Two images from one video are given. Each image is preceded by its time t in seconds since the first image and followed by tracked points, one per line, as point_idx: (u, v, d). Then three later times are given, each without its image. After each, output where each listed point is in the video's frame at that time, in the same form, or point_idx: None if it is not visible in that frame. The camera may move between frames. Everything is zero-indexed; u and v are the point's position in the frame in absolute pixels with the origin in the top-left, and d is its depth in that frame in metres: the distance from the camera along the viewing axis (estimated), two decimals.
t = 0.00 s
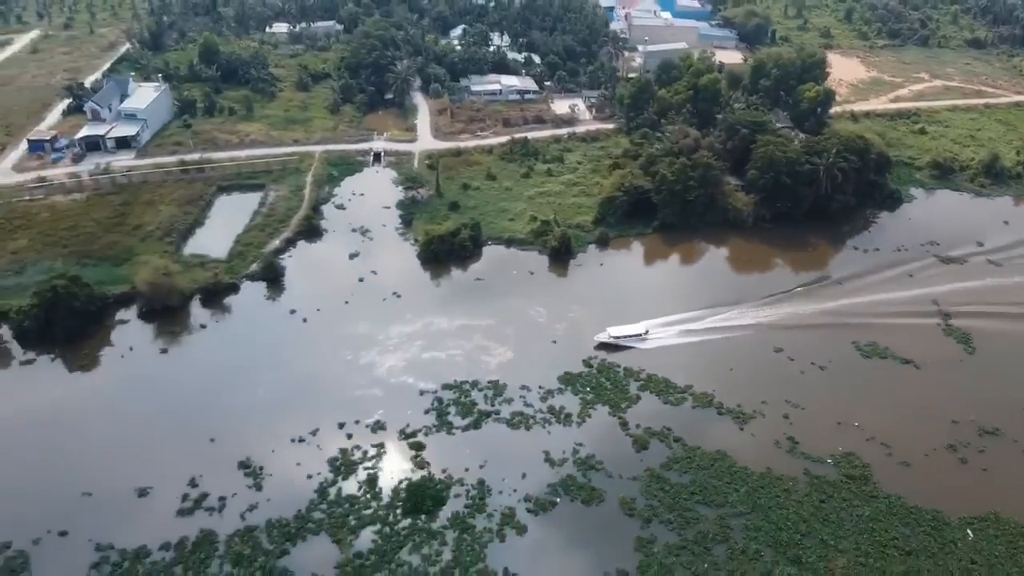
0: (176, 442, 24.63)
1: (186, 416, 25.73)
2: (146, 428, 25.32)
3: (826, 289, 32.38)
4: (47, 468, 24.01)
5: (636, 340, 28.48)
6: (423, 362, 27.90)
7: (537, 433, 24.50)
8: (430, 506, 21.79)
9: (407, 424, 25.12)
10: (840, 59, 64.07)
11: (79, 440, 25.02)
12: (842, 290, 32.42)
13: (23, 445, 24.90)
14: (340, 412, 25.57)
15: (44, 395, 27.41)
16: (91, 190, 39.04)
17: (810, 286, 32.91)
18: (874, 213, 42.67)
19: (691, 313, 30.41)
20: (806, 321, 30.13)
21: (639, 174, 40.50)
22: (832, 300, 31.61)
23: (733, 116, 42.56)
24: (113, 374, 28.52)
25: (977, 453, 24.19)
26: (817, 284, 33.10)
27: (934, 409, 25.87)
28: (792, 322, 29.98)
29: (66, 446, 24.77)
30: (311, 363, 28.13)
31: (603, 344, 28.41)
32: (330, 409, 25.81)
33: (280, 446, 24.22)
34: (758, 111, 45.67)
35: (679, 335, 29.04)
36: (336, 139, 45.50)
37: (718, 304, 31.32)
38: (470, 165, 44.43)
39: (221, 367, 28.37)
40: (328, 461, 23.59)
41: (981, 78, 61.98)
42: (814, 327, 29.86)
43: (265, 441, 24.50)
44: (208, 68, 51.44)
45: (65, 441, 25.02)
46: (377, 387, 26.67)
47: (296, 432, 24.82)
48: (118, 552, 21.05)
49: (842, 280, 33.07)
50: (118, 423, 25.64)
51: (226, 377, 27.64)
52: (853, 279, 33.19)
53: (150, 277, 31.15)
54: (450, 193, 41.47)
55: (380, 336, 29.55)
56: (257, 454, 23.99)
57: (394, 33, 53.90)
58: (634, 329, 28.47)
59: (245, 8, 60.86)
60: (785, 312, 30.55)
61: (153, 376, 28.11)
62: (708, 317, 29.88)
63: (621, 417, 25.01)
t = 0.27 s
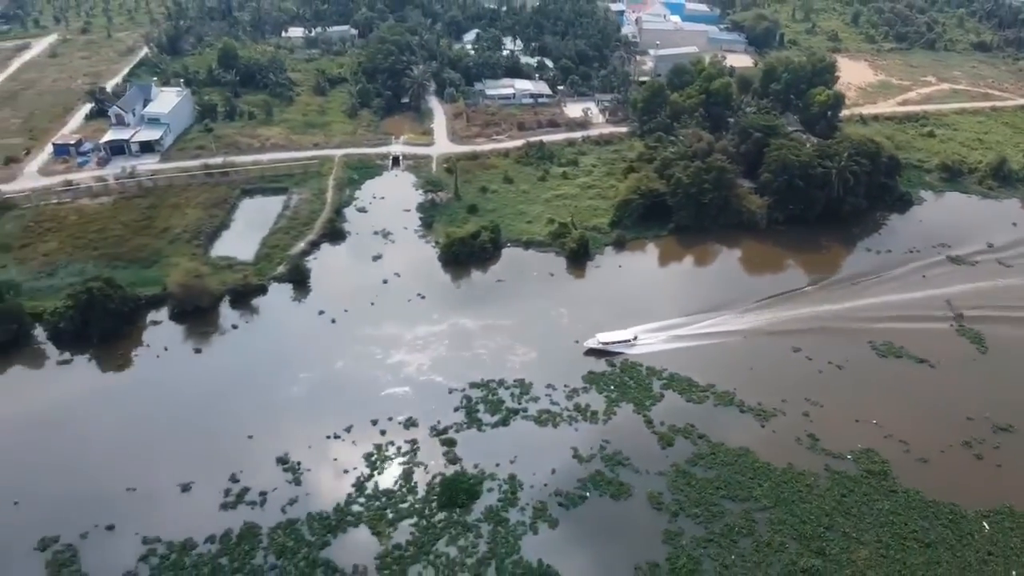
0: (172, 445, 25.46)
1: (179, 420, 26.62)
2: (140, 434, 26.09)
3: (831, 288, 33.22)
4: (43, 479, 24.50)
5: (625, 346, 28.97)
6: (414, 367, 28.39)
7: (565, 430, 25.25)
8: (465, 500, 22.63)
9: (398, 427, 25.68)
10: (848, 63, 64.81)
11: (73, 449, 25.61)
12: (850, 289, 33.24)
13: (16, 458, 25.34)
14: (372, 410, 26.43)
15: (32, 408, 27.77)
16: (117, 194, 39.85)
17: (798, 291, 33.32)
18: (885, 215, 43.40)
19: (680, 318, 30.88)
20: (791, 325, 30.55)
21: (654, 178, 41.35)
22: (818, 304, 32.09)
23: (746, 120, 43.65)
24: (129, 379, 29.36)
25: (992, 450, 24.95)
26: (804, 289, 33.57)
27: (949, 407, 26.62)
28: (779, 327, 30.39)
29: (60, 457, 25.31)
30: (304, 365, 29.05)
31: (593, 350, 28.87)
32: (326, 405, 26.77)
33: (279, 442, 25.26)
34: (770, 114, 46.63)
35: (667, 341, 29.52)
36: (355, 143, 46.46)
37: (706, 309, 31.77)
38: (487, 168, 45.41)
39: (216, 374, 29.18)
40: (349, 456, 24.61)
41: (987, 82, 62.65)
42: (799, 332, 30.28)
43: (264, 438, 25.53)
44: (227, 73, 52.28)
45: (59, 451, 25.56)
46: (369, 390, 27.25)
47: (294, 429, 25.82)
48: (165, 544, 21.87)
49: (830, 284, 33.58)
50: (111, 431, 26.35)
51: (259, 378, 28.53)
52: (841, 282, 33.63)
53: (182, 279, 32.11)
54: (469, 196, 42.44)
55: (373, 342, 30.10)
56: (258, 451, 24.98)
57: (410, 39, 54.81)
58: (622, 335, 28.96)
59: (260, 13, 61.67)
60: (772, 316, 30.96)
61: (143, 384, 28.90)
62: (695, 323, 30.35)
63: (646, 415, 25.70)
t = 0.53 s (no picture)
0: (166, 447, 26.14)
1: (180, 422, 27.33)
2: (132, 437, 26.69)
3: (831, 292, 34.14)
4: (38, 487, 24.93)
5: (613, 350, 29.49)
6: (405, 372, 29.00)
7: (592, 427, 26.05)
8: (497, 493, 23.44)
9: (388, 429, 26.34)
10: (856, 65, 65.64)
11: (65, 455, 26.07)
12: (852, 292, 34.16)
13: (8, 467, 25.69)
14: (404, 408, 27.28)
15: (20, 419, 28.09)
16: (144, 197, 40.80)
17: (783, 294, 33.83)
18: (896, 217, 44.26)
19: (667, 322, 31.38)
20: (775, 330, 31.05)
21: (669, 180, 42.38)
22: (802, 308, 32.64)
23: (760, 123, 44.64)
24: (136, 381, 30.12)
25: (1007, 445, 25.72)
26: (789, 294, 34.14)
27: (964, 404, 27.42)
28: (764, 332, 30.91)
29: (53, 464, 25.75)
30: (297, 367, 29.89)
31: (581, 356, 29.39)
32: (321, 404, 27.65)
33: (275, 439, 26.12)
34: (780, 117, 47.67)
35: (654, 345, 30.03)
36: (374, 147, 47.56)
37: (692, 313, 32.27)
38: (503, 171, 46.47)
39: (210, 378, 29.84)
40: (357, 451, 25.50)
41: (994, 84, 63.36)
42: (783, 338, 30.80)
43: (259, 436, 26.39)
44: (246, 77, 53.25)
45: (51, 458, 26.00)
46: (359, 395, 27.93)
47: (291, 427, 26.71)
48: (211, 536, 22.67)
49: (816, 291, 34.20)
50: (103, 435, 26.89)
51: (290, 377, 29.37)
52: (825, 289, 34.24)
53: (214, 281, 33.14)
54: (487, 199, 43.55)
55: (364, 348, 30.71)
56: (255, 448, 25.83)
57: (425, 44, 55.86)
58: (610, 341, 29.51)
59: (277, 17, 62.62)
60: (757, 321, 31.49)
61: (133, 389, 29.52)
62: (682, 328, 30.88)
63: (671, 412, 26.47)
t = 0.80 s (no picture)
0: (162, 449, 26.96)
1: (192, 425, 28.12)
2: (125, 441, 27.41)
3: (826, 297, 34.86)
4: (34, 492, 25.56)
5: (600, 356, 30.09)
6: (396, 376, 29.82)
7: (615, 424, 26.80)
8: (526, 488, 24.29)
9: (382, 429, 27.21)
10: (863, 68, 66.46)
11: (59, 461, 26.74)
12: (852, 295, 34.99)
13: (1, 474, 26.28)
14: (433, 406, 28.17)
15: (29, 427, 28.62)
16: (168, 201, 41.65)
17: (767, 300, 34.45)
18: (905, 219, 45.07)
19: (653, 330, 32.07)
20: (758, 335, 31.63)
21: (682, 184, 43.35)
22: (785, 315, 33.22)
23: (772, 127, 45.55)
24: (145, 384, 30.89)
25: (1020, 441, 26.49)
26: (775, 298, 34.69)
27: (977, 402, 28.21)
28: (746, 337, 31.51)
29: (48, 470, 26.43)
30: (289, 373, 30.85)
31: (569, 362, 30.01)
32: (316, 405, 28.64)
33: (270, 438, 27.11)
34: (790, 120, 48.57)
35: (641, 352, 30.64)
36: (391, 151, 48.63)
37: (678, 319, 32.98)
38: (518, 175, 47.46)
39: (206, 383, 30.63)
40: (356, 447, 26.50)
41: (999, 87, 64.10)
42: (766, 341, 31.31)
43: (254, 435, 27.37)
44: (263, 81, 54.15)
45: (45, 465, 26.64)
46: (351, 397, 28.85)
47: (285, 427, 27.65)
48: (251, 529, 23.57)
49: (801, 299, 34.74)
50: (96, 440, 27.61)
51: (318, 376, 30.23)
52: (809, 297, 34.84)
53: (242, 283, 34.12)
54: (503, 202, 44.56)
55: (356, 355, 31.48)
56: (251, 447, 26.78)
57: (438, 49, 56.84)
58: (597, 347, 30.14)
59: (291, 23, 63.48)
60: (742, 327, 32.15)
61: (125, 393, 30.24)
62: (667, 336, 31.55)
63: (692, 410, 27.24)
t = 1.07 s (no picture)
0: (165, 451, 27.79)
1: (202, 428, 28.93)
2: (127, 444, 28.17)
3: (820, 301, 35.47)
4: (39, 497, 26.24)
5: (588, 363, 30.75)
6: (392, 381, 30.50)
7: (637, 423, 27.59)
8: (553, 485, 25.14)
9: (382, 429, 28.08)
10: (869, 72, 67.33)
11: (62, 467, 27.38)
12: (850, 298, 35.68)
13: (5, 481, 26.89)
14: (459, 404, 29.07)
15: (38, 431, 29.32)
16: (191, 205, 42.58)
17: (757, 305, 34.97)
18: (913, 222, 45.91)
19: (642, 336, 32.66)
20: (745, 341, 32.18)
21: (695, 187, 44.24)
22: (775, 320, 33.73)
23: (782, 132, 46.64)
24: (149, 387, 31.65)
25: None
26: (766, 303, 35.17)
27: (988, 400, 29.01)
28: (733, 343, 32.04)
29: (51, 474, 27.12)
30: (288, 377, 31.63)
31: (558, 369, 30.66)
32: (315, 407, 29.49)
33: (272, 438, 28.02)
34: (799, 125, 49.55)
35: (628, 358, 31.29)
36: (408, 156, 49.73)
37: (680, 322, 33.76)
38: (532, 179, 48.48)
39: (207, 388, 31.45)
40: (359, 447, 27.42)
41: (1004, 91, 64.88)
42: (753, 347, 31.80)
43: (255, 436, 28.29)
44: (280, 87, 55.13)
45: (49, 470, 27.33)
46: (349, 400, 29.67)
47: (286, 428, 28.49)
48: (288, 524, 24.46)
49: (792, 305, 35.19)
50: (98, 444, 28.36)
51: (342, 377, 31.10)
52: (800, 302, 35.31)
53: (269, 287, 35.18)
54: (518, 206, 45.60)
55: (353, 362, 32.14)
56: (253, 447, 27.69)
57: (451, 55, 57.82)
58: (585, 354, 30.78)
59: (305, 28, 64.42)
60: (755, 329, 32.96)
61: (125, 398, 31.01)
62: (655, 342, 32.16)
63: (711, 409, 28.04)
